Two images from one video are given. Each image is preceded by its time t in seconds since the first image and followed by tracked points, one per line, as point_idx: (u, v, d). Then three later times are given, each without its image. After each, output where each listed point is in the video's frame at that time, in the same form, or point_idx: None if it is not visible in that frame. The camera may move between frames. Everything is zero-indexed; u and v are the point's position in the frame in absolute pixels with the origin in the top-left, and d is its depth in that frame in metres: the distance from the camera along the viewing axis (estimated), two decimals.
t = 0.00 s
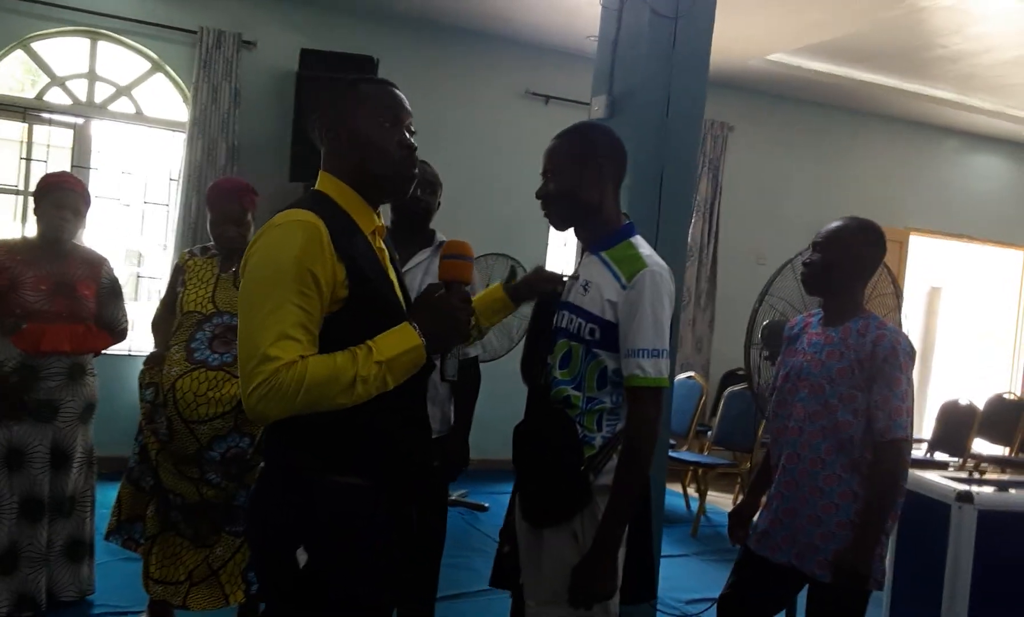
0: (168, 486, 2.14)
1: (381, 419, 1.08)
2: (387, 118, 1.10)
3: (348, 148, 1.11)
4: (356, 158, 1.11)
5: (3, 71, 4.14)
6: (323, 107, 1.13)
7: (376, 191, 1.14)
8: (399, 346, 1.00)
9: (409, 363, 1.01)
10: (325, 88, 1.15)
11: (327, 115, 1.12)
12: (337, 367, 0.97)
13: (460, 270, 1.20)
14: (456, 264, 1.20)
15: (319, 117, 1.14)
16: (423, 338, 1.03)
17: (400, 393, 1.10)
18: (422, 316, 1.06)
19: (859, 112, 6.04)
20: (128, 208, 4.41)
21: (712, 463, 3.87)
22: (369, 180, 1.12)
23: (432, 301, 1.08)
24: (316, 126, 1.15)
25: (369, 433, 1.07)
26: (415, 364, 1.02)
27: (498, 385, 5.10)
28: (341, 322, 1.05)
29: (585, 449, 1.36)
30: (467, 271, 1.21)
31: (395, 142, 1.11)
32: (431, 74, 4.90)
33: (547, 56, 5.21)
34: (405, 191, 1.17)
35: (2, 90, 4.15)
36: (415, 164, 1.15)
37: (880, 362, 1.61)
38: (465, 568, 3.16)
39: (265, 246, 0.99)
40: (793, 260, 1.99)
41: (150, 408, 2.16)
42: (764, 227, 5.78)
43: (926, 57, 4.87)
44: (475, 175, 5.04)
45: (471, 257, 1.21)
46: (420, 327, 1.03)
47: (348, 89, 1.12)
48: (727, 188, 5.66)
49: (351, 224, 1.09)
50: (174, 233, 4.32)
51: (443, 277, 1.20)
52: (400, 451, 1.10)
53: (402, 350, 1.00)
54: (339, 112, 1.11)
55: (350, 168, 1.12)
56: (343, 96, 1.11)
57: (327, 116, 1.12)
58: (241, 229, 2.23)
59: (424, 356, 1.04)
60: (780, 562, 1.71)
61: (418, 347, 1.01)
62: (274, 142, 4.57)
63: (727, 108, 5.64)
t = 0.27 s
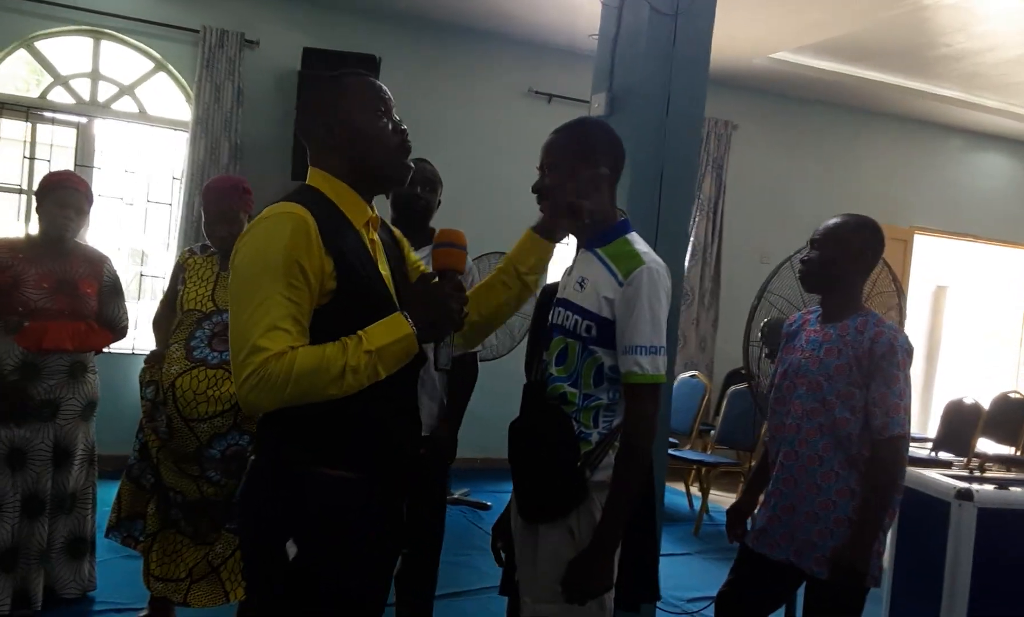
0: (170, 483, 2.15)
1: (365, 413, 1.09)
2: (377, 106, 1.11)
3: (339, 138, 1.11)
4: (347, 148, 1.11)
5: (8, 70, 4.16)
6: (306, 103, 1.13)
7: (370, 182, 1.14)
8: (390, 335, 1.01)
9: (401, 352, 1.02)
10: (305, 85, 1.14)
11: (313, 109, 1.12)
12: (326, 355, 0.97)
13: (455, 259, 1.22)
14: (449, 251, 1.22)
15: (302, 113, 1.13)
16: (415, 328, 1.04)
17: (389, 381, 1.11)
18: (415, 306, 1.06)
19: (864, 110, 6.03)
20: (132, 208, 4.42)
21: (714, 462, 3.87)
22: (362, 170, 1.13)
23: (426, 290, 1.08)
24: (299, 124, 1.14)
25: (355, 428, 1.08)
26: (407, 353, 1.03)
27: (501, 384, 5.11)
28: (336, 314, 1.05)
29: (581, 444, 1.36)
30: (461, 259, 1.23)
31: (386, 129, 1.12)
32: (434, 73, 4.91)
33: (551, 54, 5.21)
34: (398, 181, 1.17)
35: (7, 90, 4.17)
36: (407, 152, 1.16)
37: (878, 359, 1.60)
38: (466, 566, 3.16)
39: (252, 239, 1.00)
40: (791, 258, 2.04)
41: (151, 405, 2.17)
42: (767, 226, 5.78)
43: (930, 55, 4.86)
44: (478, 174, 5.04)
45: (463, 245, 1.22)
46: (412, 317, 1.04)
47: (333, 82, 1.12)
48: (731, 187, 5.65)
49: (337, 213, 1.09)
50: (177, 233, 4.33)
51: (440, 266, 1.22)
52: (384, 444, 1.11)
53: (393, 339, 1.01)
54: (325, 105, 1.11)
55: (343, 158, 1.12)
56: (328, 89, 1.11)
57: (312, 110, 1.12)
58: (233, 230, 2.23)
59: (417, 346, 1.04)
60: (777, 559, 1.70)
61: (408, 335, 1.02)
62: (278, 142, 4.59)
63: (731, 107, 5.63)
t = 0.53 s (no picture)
0: (184, 483, 2.16)
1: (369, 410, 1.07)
2: (370, 99, 1.11)
3: (333, 133, 1.12)
4: (342, 142, 1.12)
5: (24, 73, 4.20)
6: (304, 101, 1.15)
7: (369, 178, 1.14)
8: (376, 319, 0.97)
9: (390, 333, 0.98)
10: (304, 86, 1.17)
11: (310, 106, 1.14)
12: (314, 345, 0.95)
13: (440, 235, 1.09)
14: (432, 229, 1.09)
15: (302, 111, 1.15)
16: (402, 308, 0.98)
17: (385, 371, 1.08)
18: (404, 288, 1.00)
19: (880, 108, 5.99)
20: (147, 208, 4.45)
21: (728, 461, 3.85)
22: (358, 165, 1.13)
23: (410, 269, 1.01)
24: (298, 125, 1.16)
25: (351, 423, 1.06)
26: (397, 334, 0.98)
27: (514, 384, 5.10)
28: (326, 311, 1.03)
29: (587, 442, 1.35)
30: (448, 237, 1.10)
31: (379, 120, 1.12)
32: (447, 73, 4.91)
33: (564, 54, 5.20)
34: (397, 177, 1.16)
35: (22, 91, 4.21)
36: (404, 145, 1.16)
37: (889, 357, 1.59)
38: (478, 566, 3.16)
39: (229, 243, 1.01)
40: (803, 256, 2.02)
41: (163, 406, 2.17)
42: (782, 225, 5.75)
43: (946, 52, 4.82)
44: (492, 174, 5.05)
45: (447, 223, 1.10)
46: (398, 299, 0.99)
47: (331, 77, 1.14)
48: (745, 186, 5.63)
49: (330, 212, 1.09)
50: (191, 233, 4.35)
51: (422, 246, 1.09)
52: (389, 441, 1.09)
53: (379, 322, 0.97)
54: (321, 101, 1.13)
55: (339, 154, 1.13)
56: (325, 83, 1.13)
57: (310, 107, 1.14)
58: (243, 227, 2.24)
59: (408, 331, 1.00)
60: (787, 559, 1.69)
61: (396, 316, 0.98)
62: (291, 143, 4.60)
63: (745, 105, 5.61)
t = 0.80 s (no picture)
0: (192, 485, 2.16)
1: (370, 410, 1.08)
2: (375, 102, 1.11)
3: (337, 136, 1.12)
4: (344, 145, 1.12)
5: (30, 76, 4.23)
6: (311, 101, 1.15)
7: (372, 179, 1.15)
8: (366, 319, 0.97)
9: (381, 334, 0.98)
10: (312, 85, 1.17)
11: (316, 107, 1.14)
12: (306, 345, 0.95)
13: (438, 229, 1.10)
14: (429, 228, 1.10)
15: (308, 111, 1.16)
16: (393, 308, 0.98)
17: (384, 372, 1.09)
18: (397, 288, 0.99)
19: (887, 107, 5.97)
20: (153, 211, 4.47)
21: (733, 462, 3.85)
22: (360, 167, 1.13)
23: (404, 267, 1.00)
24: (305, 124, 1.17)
25: (344, 422, 1.07)
26: (388, 336, 0.98)
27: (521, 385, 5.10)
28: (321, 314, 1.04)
29: (586, 442, 1.35)
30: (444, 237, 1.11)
31: (381, 126, 1.11)
32: (452, 75, 4.92)
33: (569, 54, 5.21)
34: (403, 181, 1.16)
35: (29, 95, 4.23)
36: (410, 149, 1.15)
37: (892, 357, 1.59)
38: (484, 567, 3.16)
39: (229, 244, 1.02)
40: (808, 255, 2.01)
41: (170, 410, 2.18)
42: (788, 225, 5.74)
43: (952, 51, 4.81)
44: (497, 175, 5.05)
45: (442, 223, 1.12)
46: (389, 298, 0.98)
47: (337, 78, 1.14)
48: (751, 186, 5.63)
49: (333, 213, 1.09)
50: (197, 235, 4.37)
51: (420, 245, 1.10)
52: (390, 440, 1.09)
53: (369, 320, 0.97)
54: (326, 102, 1.13)
55: (341, 157, 1.13)
56: (330, 85, 1.13)
57: (316, 108, 1.14)
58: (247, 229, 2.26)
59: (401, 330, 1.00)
60: (791, 560, 1.69)
61: (387, 315, 0.98)
62: (297, 145, 4.62)
63: (750, 105, 5.60)
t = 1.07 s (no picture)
0: (206, 485, 2.17)
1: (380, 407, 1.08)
2: (399, 115, 1.11)
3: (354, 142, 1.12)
4: (359, 152, 1.12)
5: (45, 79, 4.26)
6: (332, 99, 1.14)
7: (381, 186, 1.14)
8: (381, 309, 0.99)
9: (395, 328, 0.99)
10: (335, 80, 1.16)
11: (336, 107, 1.13)
12: (322, 342, 0.96)
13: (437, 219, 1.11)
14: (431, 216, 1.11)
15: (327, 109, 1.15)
16: (405, 298, 1.00)
17: (397, 371, 1.09)
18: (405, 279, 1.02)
19: (900, 105, 5.95)
20: (166, 212, 4.49)
21: (746, 461, 3.84)
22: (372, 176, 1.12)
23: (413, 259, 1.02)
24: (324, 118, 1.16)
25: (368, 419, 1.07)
26: (402, 328, 1.00)
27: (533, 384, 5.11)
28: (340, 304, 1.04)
29: (594, 441, 1.35)
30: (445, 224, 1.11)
31: (401, 145, 1.11)
32: (463, 75, 4.93)
33: (579, 54, 5.20)
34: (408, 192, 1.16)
35: (43, 98, 4.26)
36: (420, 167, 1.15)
37: (902, 354, 1.58)
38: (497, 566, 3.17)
39: (236, 250, 1.02)
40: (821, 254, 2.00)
41: (184, 409, 2.19)
42: (800, 224, 5.72)
43: (965, 48, 4.78)
44: (509, 175, 5.05)
45: (440, 209, 1.12)
46: (399, 288, 1.01)
47: (362, 82, 1.13)
48: (764, 185, 5.61)
49: (342, 216, 1.10)
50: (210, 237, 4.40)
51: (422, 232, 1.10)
52: (401, 439, 1.10)
53: (382, 314, 0.98)
54: (349, 105, 1.12)
55: (353, 162, 1.12)
56: (355, 87, 1.12)
57: (335, 108, 1.13)
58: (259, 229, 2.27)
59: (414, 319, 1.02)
60: (803, 558, 1.68)
61: (399, 305, 0.99)
62: (309, 146, 4.63)
63: (762, 103, 5.59)
